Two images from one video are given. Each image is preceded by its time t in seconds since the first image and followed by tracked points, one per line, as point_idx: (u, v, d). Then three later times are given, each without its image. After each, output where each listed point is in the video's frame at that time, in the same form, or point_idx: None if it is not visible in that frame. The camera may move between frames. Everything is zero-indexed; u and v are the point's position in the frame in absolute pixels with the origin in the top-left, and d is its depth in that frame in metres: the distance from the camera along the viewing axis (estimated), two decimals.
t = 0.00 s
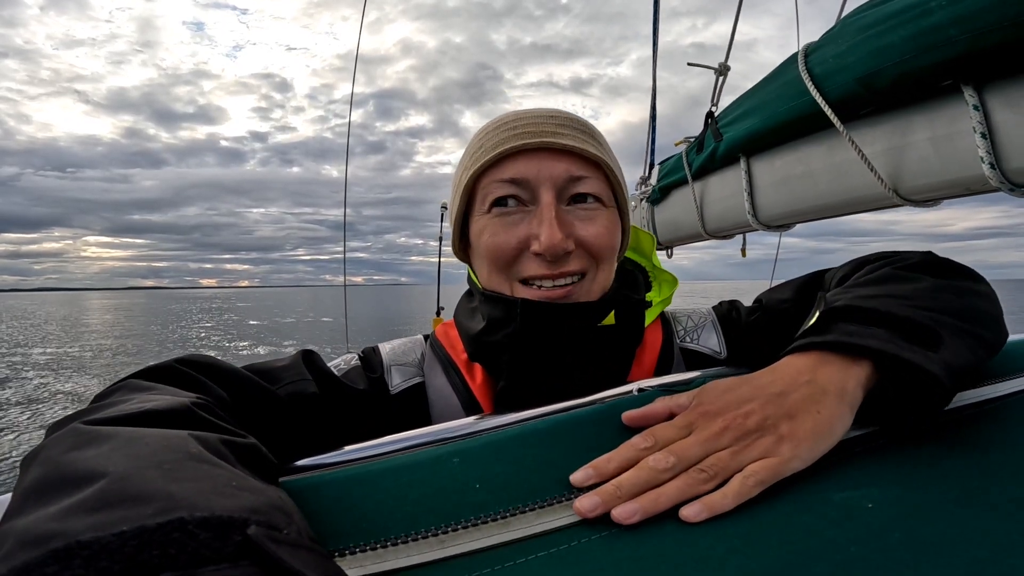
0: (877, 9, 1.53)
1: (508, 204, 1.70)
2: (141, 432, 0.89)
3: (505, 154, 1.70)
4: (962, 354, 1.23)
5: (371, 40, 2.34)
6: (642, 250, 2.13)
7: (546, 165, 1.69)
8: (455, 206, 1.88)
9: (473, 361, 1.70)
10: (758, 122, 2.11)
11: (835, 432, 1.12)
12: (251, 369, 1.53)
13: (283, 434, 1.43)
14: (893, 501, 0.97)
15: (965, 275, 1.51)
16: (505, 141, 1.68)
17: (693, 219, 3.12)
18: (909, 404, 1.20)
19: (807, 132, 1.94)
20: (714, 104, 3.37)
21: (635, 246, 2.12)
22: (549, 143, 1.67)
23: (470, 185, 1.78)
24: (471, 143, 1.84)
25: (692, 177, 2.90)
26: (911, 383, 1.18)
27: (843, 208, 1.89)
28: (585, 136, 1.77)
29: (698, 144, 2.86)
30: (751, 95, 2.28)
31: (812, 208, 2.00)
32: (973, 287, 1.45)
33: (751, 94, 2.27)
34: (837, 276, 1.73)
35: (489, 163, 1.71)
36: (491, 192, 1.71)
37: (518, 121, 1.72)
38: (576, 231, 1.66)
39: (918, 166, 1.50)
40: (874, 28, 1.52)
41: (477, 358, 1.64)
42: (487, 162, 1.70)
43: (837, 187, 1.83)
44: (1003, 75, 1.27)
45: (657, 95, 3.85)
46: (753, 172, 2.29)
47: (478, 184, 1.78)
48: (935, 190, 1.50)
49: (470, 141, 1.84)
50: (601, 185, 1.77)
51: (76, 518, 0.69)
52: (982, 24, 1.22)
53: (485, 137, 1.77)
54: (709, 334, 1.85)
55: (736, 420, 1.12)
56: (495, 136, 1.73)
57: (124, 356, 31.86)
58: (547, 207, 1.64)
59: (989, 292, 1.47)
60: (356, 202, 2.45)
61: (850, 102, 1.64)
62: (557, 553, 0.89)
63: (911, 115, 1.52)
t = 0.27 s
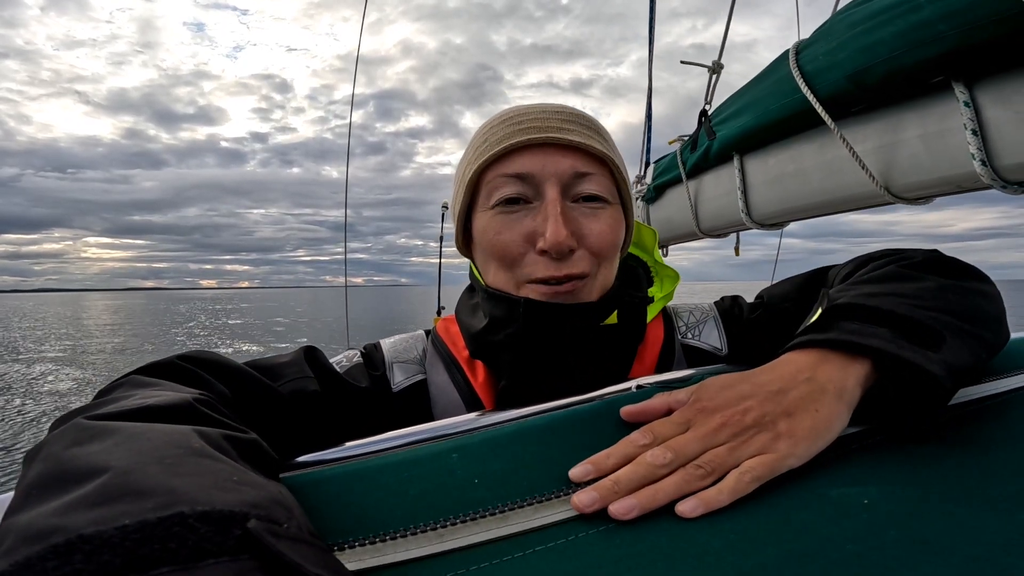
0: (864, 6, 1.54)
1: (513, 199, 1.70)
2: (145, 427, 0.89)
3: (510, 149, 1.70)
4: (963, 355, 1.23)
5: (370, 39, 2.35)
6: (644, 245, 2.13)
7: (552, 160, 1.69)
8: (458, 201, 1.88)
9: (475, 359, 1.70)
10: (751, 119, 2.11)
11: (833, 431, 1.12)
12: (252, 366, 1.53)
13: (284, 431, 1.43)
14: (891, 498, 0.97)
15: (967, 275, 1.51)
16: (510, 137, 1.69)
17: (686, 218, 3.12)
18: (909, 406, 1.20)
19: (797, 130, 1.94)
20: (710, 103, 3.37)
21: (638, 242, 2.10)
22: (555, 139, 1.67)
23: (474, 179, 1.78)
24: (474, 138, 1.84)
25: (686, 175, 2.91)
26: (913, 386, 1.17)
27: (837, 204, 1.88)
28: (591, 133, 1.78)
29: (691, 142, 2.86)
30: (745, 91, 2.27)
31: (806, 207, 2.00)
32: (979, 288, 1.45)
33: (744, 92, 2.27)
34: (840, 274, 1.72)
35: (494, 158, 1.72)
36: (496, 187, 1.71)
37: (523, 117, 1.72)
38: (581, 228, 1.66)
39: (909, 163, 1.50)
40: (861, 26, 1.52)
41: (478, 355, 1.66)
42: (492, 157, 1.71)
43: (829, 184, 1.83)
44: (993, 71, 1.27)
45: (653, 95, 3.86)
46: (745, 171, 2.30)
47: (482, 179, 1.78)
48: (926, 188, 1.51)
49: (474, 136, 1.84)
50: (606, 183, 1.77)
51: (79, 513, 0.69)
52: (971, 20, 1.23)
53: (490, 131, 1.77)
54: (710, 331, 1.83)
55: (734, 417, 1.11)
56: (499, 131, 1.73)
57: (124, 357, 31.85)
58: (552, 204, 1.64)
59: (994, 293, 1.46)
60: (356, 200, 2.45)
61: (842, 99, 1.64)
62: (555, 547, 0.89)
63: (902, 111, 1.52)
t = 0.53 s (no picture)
0: (862, 6, 1.54)
1: (518, 205, 1.70)
2: (150, 427, 0.89)
3: (514, 155, 1.70)
4: (959, 358, 1.23)
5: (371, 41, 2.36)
6: (645, 247, 2.14)
7: (557, 167, 1.69)
8: (461, 204, 1.88)
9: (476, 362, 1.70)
10: (749, 120, 2.11)
11: (830, 433, 1.12)
12: (255, 366, 1.53)
13: (287, 432, 1.43)
14: (887, 498, 0.97)
15: (966, 277, 1.51)
16: (515, 142, 1.68)
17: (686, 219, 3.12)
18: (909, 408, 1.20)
19: (796, 131, 1.94)
20: (710, 104, 3.38)
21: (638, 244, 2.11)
22: (560, 145, 1.67)
23: (478, 184, 1.78)
24: (478, 142, 1.84)
25: (686, 176, 2.92)
26: (910, 387, 1.18)
27: (833, 205, 1.88)
28: (595, 138, 1.78)
29: (691, 143, 2.86)
30: (743, 91, 2.28)
31: (805, 207, 2.00)
32: (977, 290, 1.46)
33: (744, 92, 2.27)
34: (839, 275, 1.73)
35: (498, 164, 1.72)
36: (501, 193, 1.71)
37: (528, 122, 1.72)
38: (586, 235, 1.66)
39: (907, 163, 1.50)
40: (859, 26, 1.53)
41: (478, 358, 1.67)
42: (497, 162, 1.70)
43: (827, 184, 1.84)
44: (990, 72, 1.28)
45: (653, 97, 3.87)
46: (745, 171, 2.30)
47: (486, 184, 1.78)
48: (922, 188, 1.51)
49: (478, 139, 1.84)
50: (611, 188, 1.77)
51: (84, 511, 0.69)
52: (968, 20, 1.23)
53: (495, 135, 1.77)
54: (710, 334, 1.84)
55: (732, 419, 1.12)
56: (504, 135, 1.73)
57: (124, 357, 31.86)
58: (557, 211, 1.65)
59: (992, 295, 1.47)
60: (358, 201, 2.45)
61: (841, 99, 1.65)
62: (554, 547, 0.89)
63: (899, 111, 1.52)
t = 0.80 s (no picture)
0: (868, 8, 1.54)
1: (515, 203, 1.70)
2: (153, 425, 0.89)
3: (511, 153, 1.70)
4: (959, 355, 1.23)
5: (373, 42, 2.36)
6: (644, 247, 2.13)
7: (553, 164, 1.69)
8: (459, 204, 1.88)
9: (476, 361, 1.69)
10: (753, 121, 2.11)
11: (828, 429, 1.12)
12: (256, 365, 1.53)
13: (288, 430, 1.43)
14: (884, 494, 0.97)
15: (963, 275, 1.51)
16: (511, 141, 1.68)
17: (691, 219, 3.12)
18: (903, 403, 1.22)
19: (803, 130, 1.95)
20: (712, 104, 3.38)
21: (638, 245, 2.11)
22: (556, 143, 1.67)
23: (476, 183, 1.78)
24: (476, 141, 1.84)
25: (690, 176, 2.92)
26: (908, 381, 1.19)
27: (839, 206, 1.89)
28: (592, 136, 1.78)
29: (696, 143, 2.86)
30: (749, 92, 2.27)
31: (809, 208, 2.00)
32: (974, 288, 1.46)
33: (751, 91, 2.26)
34: (838, 274, 1.72)
35: (495, 163, 1.72)
36: (498, 192, 1.71)
37: (524, 120, 1.72)
38: (584, 232, 1.66)
39: (912, 164, 1.51)
40: (865, 28, 1.53)
41: (478, 358, 1.66)
42: (494, 162, 1.70)
43: (832, 185, 1.84)
44: (995, 73, 1.28)
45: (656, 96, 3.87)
46: (750, 172, 2.30)
47: (484, 183, 1.78)
48: (929, 190, 1.51)
49: (475, 139, 1.84)
50: (608, 185, 1.77)
51: (87, 508, 0.70)
52: (974, 22, 1.23)
53: (491, 135, 1.77)
54: (709, 334, 1.83)
55: (733, 414, 1.11)
56: (501, 134, 1.73)
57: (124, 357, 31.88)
58: (554, 208, 1.65)
59: (989, 293, 1.47)
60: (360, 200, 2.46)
61: (846, 101, 1.65)
62: (556, 543, 0.89)
63: (906, 112, 1.52)
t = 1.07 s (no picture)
0: (873, 12, 1.55)
1: (511, 203, 1.71)
2: (142, 420, 0.89)
3: (508, 155, 1.71)
4: (945, 349, 1.24)
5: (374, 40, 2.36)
6: (637, 248, 2.14)
7: (549, 165, 1.70)
8: (456, 206, 1.89)
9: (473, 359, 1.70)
10: (757, 123, 2.12)
11: (816, 425, 1.12)
12: (250, 360, 1.54)
13: (280, 426, 1.44)
14: (870, 489, 0.98)
15: (952, 275, 1.51)
16: (508, 142, 1.69)
17: (694, 219, 3.12)
18: (889, 398, 1.22)
19: (805, 133, 1.95)
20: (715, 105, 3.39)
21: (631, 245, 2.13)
22: (552, 144, 1.68)
23: (472, 184, 1.79)
24: (472, 143, 1.85)
25: (693, 176, 2.92)
26: (891, 378, 1.20)
27: (840, 207, 1.89)
28: (587, 138, 1.79)
29: (701, 145, 2.87)
30: (753, 92, 2.27)
31: (811, 209, 2.01)
32: (960, 286, 1.46)
33: (754, 94, 2.27)
34: (825, 274, 1.73)
35: (492, 164, 1.72)
36: (495, 192, 1.72)
37: (520, 122, 1.73)
38: (579, 231, 1.67)
39: (913, 166, 1.51)
40: (869, 31, 1.54)
41: (476, 357, 1.66)
42: (490, 163, 1.71)
43: (835, 186, 1.84)
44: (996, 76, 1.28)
45: (657, 95, 3.87)
46: (754, 174, 2.30)
47: (480, 184, 1.79)
48: (931, 191, 1.51)
49: (471, 142, 1.85)
50: (602, 186, 1.78)
51: (78, 503, 0.70)
52: (977, 26, 1.24)
53: (488, 136, 1.78)
54: (702, 333, 1.84)
55: (721, 409, 1.12)
56: (497, 136, 1.74)
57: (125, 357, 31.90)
58: (550, 208, 1.65)
59: (975, 290, 1.47)
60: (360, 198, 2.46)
61: (849, 103, 1.65)
62: (548, 535, 0.90)
63: (908, 114, 1.53)
